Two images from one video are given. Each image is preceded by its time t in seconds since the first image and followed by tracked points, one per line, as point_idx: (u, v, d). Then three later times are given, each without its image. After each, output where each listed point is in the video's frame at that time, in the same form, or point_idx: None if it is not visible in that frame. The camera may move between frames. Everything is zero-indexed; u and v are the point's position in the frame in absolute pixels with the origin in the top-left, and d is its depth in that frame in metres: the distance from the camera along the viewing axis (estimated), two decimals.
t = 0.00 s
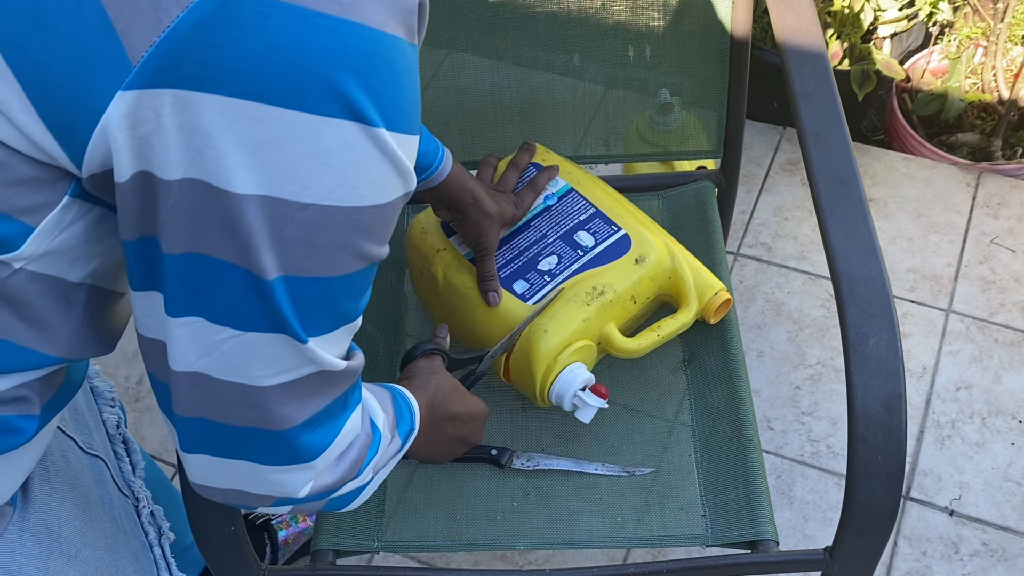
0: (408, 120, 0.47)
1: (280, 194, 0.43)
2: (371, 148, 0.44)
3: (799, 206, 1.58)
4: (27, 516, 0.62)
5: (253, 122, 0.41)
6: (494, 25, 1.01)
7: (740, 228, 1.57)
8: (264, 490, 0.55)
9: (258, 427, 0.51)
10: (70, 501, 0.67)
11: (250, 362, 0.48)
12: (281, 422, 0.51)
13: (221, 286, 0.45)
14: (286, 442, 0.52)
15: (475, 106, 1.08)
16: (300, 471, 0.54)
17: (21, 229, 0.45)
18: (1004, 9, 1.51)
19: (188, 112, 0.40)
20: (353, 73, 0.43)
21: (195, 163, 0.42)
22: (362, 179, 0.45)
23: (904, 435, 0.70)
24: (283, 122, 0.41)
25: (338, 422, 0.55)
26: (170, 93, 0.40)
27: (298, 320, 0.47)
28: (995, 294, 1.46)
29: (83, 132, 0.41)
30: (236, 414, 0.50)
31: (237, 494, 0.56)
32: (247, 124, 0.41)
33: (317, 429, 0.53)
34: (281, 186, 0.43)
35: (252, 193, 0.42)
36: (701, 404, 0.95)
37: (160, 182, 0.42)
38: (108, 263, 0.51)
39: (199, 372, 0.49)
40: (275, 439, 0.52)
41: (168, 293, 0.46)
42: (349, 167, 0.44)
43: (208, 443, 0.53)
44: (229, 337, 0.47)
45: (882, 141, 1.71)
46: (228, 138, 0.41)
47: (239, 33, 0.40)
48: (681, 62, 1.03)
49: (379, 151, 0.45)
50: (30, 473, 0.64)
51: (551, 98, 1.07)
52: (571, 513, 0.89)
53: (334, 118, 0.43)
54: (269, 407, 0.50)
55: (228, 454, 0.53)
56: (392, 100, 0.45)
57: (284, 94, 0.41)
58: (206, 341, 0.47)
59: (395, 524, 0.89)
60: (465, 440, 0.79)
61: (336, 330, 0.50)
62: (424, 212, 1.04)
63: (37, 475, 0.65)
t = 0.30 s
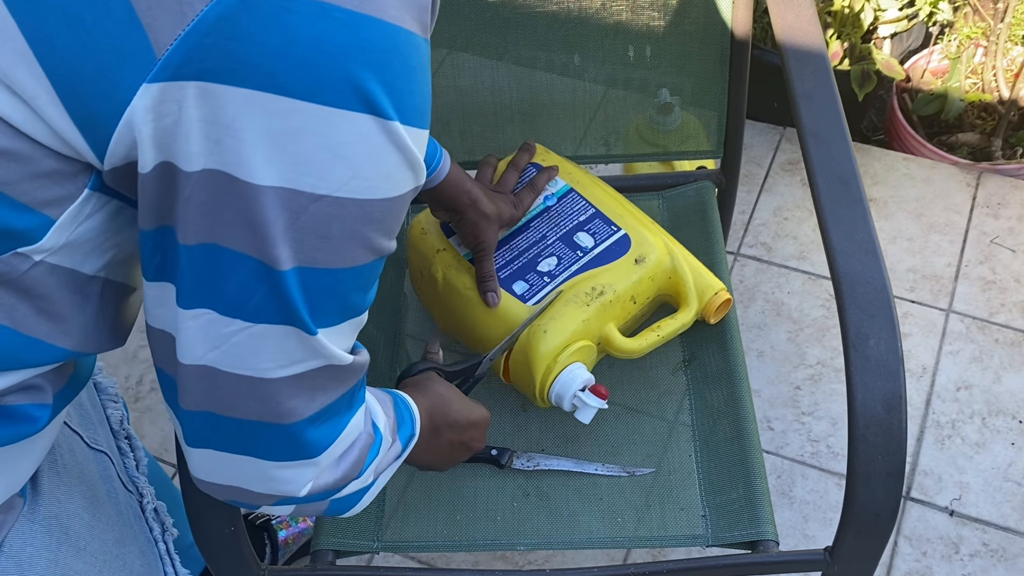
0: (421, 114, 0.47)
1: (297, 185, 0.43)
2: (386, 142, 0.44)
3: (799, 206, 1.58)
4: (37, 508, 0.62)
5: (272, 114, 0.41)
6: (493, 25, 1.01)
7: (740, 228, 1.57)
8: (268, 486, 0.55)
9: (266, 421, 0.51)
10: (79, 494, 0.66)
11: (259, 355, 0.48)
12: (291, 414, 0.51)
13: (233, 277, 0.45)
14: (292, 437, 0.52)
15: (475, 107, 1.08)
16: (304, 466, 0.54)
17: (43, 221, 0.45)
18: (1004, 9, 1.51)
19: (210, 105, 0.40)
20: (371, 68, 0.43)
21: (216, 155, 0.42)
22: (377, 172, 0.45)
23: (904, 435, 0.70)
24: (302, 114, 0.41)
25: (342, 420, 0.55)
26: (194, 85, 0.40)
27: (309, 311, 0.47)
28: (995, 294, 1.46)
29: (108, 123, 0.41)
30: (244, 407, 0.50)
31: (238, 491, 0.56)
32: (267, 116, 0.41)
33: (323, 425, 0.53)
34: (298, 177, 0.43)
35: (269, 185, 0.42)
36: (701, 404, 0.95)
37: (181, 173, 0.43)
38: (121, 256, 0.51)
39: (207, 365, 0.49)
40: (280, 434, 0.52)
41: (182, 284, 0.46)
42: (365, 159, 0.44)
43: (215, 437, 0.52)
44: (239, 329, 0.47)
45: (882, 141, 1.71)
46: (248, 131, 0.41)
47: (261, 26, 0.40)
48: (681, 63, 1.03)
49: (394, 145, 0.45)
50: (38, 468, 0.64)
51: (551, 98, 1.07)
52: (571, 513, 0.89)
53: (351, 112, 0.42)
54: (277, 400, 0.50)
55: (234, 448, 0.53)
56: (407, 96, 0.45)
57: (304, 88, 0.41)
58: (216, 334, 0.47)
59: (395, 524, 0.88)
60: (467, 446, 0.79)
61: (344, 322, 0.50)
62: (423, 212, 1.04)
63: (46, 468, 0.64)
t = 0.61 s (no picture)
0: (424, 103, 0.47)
1: (303, 172, 0.43)
2: (390, 130, 0.44)
3: (799, 206, 1.58)
4: (44, 500, 0.62)
5: (278, 98, 0.41)
6: (494, 25, 1.01)
7: (740, 228, 1.57)
8: (272, 485, 0.55)
9: (270, 415, 0.51)
10: (85, 488, 0.66)
11: (264, 346, 0.48)
12: (294, 409, 0.51)
13: (240, 265, 0.45)
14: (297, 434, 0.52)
15: (476, 107, 1.08)
16: (309, 465, 0.54)
17: (53, 196, 0.45)
18: (1004, 9, 1.51)
19: (218, 87, 0.41)
20: (375, 53, 0.43)
21: (222, 139, 0.42)
22: (382, 159, 0.45)
23: (904, 435, 0.70)
24: (308, 100, 0.42)
25: (346, 421, 0.55)
26: (202, 68, 0.40)
27: (313, 303, 0.47)
28: (995, 294, 1.46)
29: (117, 104, 0.42)
30: (248, 404, 0.50)
31: (241, 492, 0.56)
32: (273, 100, 0.41)
33: (328, 423, 0.53)
34: (303, 164, 0.43)
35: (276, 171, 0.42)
36: (702, 405, 0.95)
37: (187, 158, 0.43)
38: (127, 238, 0.51)
39: (213, 356, 0.49)
40: (285, 429, 0.51)
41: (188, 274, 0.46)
42: (369, 146, 0.44)
43: (222, 434, 0.52)
44: (245, 319, 0.47)
45: (882, 140, 1.71)
46: (255, 114, 0.41)
47: (268, 11, 0.41)
48: (681, 62, 1.03)
49: (397, 132, 0.45)
50: (45, 460, 0.64)
51: (551, 98, 1.07)
52: (571, 513, 0.89)
53: (356, 97, 0.43)
54: (281, 395, 0.50)
55: (237, 446, 0.53)
56: (411, 83, 0.45)
57: (310, 72, 0.41)
58: (222, 324, 0.47)
59: (395, 524, 0.89)
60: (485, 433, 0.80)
61: (349, 316, 0.50)
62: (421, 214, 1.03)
63: (51, 461, 0.64)
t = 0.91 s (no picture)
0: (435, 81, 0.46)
1: (319, 159, 0.43)
2: (403, 112, 0.44)
3: (799, 206, 1.58)
4: (40, 496, 0.62)
5: (291, 87, 0.41)
6: (494, 26, 1.01)
7: (740, 228, 1.57)
8: (313, 470, 0.55)
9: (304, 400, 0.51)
10: (82, 485, 0.66)
11: (294, 332, 0.48)
12: (328, 392, 0.51)
13: (267, 253, 0.45)
14: (332, 415, 0.52)
15: (476, 107, 1.07)
16: (347, 446, 0.54)
17: (56, 197, 0.45)
18: (1004, 8, 1.51)
19: (229, 79, 0.40)
20: (381, 36, 0.42)
21: (238, 132, 0.42)
22: (397, 141, 0.44)
23: (904, 435, 0.70)
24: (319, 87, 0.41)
25: (380, 399, 0.55)
26: (212, 61, 0.40)
27: (340, 287, 0.47)
28: (995, 294, 1.46)
29: (128, 99, 0.42)
30: (282, 387, 0.50)
31: (284, 478, 0.56)
32: (285, 89, 0.41)
33: (362, 403, 0.53)
34: (319, 151, 0.43)
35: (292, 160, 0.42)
36: (702, 405, 0.95)
37: (202, 151, 0.42)
38: (134, 237, 0.51)
39: (245, 347, 0.49)
40: (320, 412, 0.52)
41: (213, 266, 0.46)
42: (384, 130, 0.44)
43: (256, 422, 0.53)
44: (274, 308, 0.47)
45: (883, 141, 1.71)
46: (268, 105, 0.41)
47: None
48: (681, 62, 1.03)
49: (410, 113, 0.45)
50: (42, 460, 0.63)
51: (551, 98, 1.07)
52: (571, 513, 0.89)
53: (366, 82, 0.42)
54: (314, 376, 0.50)
55: (275, 432, 0.53)
56: (418, 61, 0.45)
57: (320, 59, 0.41)
58: (251, 314, 0.47)
59: (395, 523, 0.89)
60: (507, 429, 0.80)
61: (376, 297, 0.50)
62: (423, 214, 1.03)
63: (49, 459, 0.64)
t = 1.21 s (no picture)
0: (437, 55, 0.46)
1: (325, 140, 0.43)
2: (404, 88, 0.44)
3: (799, 206, 1.58)
4: (41, 494, 0.62)
5: (293, 66, 0.41)
6: (495, 26, 1.01)
7: (740, 228, 1.57)
8: (324, 474, 0.55)
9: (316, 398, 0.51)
10: (83, 482, 0.66)
11: (303, 325, 0.48)
12: (341, 389, 0.51)
13: (276, 243, 0.45)
14: (344, 414, 0.52)
15: (476, 107, 1.07)
16: (359, 446, 0.54)
17: (56, 193, 0.45)
18: (1004, 8, 1.51)
19: (230, 61, 0.41)
20: (375, 12, 0.43)
21: (242, 113, 0.42)
22: (401, 117, 0.44)
23: (904, 435, 0.70)
24: (321, 64, 0.41)
25: (390, 397, 0.55)
26: (213, 43, 0.40)
27: (349, 273, 0.47)
28: (996, 294, 1.46)
29: (131, 89, 0.42)
30: (293, 387, 0.50)
31: (297, 487, 0.56)
32: (287, 68, 0.41)
33: (373, 401, 0.53)
34: (324, 131, 0.43)
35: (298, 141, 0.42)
36: (701, 405, 0.95)
37: (208, 137, 0.42)
38: (137, 231, 0.52)
39: (254, 344, 0.48)
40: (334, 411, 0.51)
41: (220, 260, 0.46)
42: (388, 106, 0.44)
43: (267, 427, 0.52)
44: (283, 300, 0.47)
45: (883, 141, 1.71)
46: (270, 85, 0.41)
47: None
48: (681, 63, 1.03)
49: (412, 90, 0.45)
50: (42, 461, 0.63)
51: (552, 98, 1.07)
52: (570, 513, 0.89)
53: (367, 58, 0.42)
54: (325, 373, 0.50)
55: (287, 436, 0.52)
56: (415, 35, 0.45)
57: (320, 35, 0.41)
58: (260, 308, 0.47)
59: (395, 524, 0.89)
60: (503, 420, 0.81)
61: (382, 286, 0.50)
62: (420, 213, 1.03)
63: (49, 457, 0.64)
